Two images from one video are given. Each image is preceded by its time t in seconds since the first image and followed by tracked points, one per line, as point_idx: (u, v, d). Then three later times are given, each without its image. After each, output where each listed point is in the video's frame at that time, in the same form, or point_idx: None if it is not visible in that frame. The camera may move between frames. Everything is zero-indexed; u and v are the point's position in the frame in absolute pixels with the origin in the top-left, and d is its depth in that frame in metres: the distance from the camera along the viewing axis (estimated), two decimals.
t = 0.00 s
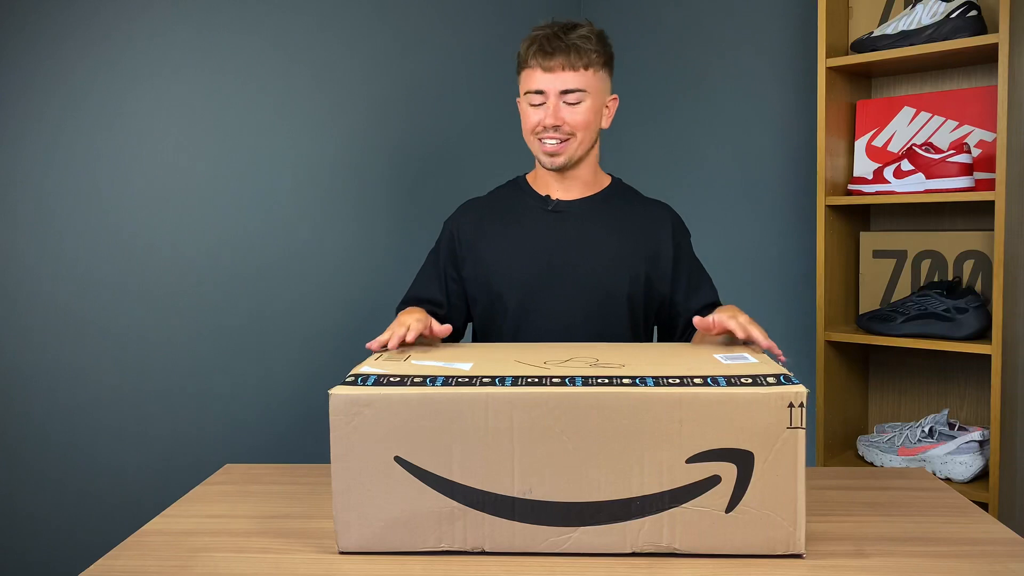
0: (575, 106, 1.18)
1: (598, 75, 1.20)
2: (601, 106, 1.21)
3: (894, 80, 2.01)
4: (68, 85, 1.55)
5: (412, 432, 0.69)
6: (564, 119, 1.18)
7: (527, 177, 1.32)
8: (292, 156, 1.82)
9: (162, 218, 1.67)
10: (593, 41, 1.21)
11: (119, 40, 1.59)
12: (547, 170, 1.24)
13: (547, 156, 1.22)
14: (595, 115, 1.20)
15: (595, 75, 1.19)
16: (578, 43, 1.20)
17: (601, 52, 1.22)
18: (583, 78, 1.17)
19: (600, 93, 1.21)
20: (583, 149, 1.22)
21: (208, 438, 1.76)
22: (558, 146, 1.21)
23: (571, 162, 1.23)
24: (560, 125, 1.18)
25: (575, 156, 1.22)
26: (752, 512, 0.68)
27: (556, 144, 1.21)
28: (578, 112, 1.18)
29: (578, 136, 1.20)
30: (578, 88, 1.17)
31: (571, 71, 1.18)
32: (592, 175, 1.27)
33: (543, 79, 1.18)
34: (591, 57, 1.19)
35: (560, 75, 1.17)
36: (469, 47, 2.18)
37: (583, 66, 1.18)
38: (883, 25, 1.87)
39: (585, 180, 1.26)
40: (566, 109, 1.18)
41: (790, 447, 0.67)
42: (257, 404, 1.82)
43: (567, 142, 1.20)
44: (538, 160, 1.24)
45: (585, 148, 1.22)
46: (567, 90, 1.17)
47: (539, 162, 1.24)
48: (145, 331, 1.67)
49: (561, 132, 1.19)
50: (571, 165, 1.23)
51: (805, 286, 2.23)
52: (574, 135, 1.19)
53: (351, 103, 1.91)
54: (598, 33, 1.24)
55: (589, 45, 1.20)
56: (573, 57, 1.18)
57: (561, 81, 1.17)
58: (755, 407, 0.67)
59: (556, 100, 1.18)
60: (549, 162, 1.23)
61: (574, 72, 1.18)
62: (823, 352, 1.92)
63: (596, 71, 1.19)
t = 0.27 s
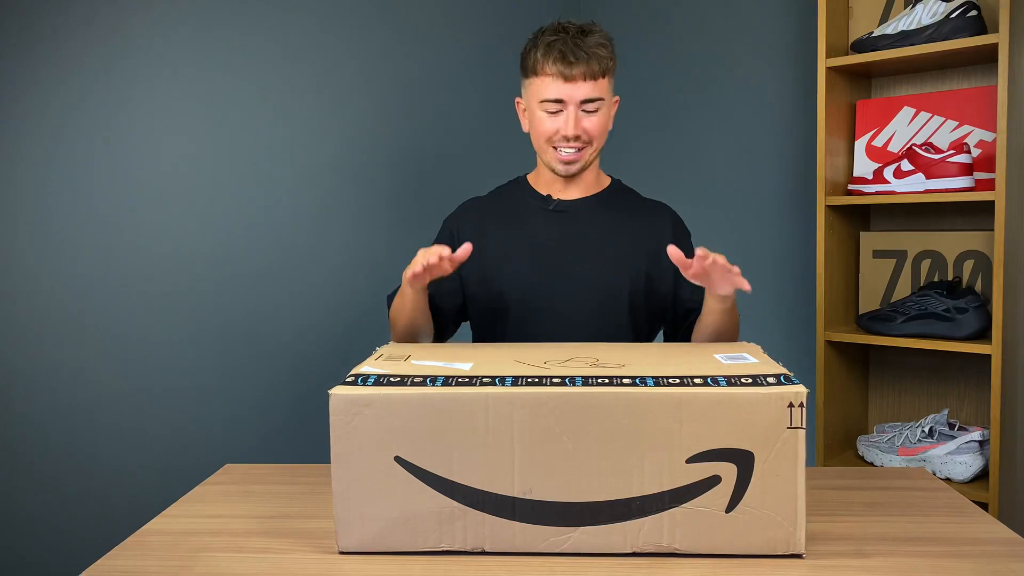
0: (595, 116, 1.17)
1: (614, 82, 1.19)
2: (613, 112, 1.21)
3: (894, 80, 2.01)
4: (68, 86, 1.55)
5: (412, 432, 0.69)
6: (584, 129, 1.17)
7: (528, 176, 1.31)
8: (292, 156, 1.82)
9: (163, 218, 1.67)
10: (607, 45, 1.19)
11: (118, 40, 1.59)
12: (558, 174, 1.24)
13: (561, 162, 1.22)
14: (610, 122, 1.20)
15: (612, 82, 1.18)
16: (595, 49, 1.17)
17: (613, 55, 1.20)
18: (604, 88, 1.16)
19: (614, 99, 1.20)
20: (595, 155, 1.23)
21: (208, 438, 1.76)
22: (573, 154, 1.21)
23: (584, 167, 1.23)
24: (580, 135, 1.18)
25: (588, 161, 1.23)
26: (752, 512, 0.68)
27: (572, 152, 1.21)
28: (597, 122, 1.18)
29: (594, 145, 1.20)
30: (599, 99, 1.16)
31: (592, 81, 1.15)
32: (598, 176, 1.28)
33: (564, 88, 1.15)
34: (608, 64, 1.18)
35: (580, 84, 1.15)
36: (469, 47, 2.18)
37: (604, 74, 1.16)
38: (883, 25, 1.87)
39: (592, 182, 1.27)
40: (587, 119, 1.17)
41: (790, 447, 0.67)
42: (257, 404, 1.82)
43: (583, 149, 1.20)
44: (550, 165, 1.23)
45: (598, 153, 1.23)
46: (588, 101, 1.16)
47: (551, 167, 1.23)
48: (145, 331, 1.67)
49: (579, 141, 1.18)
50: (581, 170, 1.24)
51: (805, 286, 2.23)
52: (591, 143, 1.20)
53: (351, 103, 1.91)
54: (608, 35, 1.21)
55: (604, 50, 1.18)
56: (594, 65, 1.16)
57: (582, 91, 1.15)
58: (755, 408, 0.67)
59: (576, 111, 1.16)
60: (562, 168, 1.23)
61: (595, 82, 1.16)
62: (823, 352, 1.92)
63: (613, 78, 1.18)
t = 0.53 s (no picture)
0: (602, 109, 1.19)
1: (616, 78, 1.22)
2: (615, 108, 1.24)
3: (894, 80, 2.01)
4: (68, 86, 1.55)
5: (412, 432, 0.69)
6: (593, 122, 1.19)
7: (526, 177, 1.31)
8: (292, 156, 1.82)
9: (163, 218, 1.67)
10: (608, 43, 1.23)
11: (118, 40, 1.59)
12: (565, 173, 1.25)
13: (570, 158, 1.22)
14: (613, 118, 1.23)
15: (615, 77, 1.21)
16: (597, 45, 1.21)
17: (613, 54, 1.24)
18: (609, 81, 1.19)
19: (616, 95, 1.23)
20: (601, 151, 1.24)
21: (207, 438, 1.76)
22: (582, 149, 1.22)
23: (591, 163, 1.24)
24: (589, 129, 1.19)
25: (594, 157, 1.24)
26: (753, 512, 0.68)
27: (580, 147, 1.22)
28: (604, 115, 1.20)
29: (601, 139, 1.22)
30: (605, 91, 1.18)
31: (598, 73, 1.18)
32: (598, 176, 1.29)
33: (572, 81, 1.17)
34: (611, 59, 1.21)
35: (587, 77, 1.18)
36: (469, 47, 2.18)
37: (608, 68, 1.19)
38: (883, 25, 1.87)
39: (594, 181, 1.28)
40: (594, 112, 1.19)
41: (790, 447, 0.67)
42: (256, 404, 1.82)
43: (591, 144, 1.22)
44: (557, 163, 1.24)
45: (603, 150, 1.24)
46: (595, 93, 1.18)
47: (558, 165, 1.24)
48: (145, 331, 1.67)
49: (588, 135, 1.20)
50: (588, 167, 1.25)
51: (805, 286, 2.23)
52: (599, 137, 1.21)
53: (351, 103, 1.91)
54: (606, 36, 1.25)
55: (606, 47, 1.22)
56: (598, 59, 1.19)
57: (589, 84, 1.18)
58: (755, 407, 0.67)
59: (584, 104, 1.18)
60: (570, 165, 1.23)
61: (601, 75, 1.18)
62: (823, 352, 1.92)
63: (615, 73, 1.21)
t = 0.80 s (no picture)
0: (596, 111, 1.16)
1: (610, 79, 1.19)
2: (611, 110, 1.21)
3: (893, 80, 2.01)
4: (67, 85, 1.55)
5: (412, 432, 0.69)
6: (587, 124, 1.16)
7: (524, 179, 1.31)
8: (291, 155, 1.82)
9: (163, 218, 1.67)
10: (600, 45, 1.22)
11: (118, 40, 1.59)
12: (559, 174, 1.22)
13: (565, 161, 1.19)
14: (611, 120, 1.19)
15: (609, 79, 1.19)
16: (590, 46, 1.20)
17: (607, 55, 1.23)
18: (602, 82, 1.16)
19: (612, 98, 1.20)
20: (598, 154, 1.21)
21: (208, 437, 1.76)
22: (577, 151, 1.18)
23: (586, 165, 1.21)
24: (583, 131, 1.16)
25: (590, 160, 1.21)
26: (752, 512, 0.68)
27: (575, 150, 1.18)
28: (599, 118, 1.16)
29: (595, 142, 1.18)
30: (599, 93, 1.15)
31: (591, 75, 1.16)
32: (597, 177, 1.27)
33: (564, 83, 1.15)
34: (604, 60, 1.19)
35: (580, 79, 1.15)
36: (469, 47, 2.19)
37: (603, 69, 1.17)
38: (883, 25, 1.87)
39: (587, 182, 1.27)
40: (589, 114, 1.15)
41: (790, 447, 0.67)
42: (256, 403, 1.82)
43: (585, 148, 1.18)
44: (552, 166, 1.21)
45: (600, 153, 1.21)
46: (589, 96, 1.15)
47: (553, 167, 1.21)
48: (146, 331, 1.67)
49: (582, 137, 1.16)
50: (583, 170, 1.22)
51: (805, 286, 2.23)
52: (593, 141, 1.17)
53: (351, 102, 1.91)
54: (599, 37, 1.25)
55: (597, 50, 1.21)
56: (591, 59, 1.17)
57: (582, 86, 1.15)
58: (755, 408, 0.67)
59: (578, 106, 1.15)
60: (565, 166, 1.20)
61: (594, 77, 1.15)
62: (823, 352, 1.92)
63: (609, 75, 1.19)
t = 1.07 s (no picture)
0: (575, 100, 1.16)
1: (598, 73, 1.19)
2: (597, 104, 1.20)
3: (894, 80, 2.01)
4: (67, 86, 1.55)
5: (412, 432, 0.69)
6: (565, 112, 1.16)
7: (517, 178, 1.31)
8: (291, 155, 1.82)
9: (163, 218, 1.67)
10: (595, 40, 1.22)
11: (118, 40, 1.59)
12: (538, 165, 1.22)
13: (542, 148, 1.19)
14: (594, 114, 1.19)
15: (596, 71, 1.18)
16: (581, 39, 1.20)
17: (602, 51, 1.23)
18: (585, 72, 1.16)
19: (599, 91, 1.20)
20: (578, 146, 1.21)
21: (208, 437, 1.76)
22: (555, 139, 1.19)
23: (565, 156, 1.21)
24: (559, 118, 1.16)
25: (569, 151, 1.21)
26: (753, 512, 0.68)
27: (552, 138, 1.18)
28: (577, 107, 1.17)
29: (573, 132, 1.18)
30: (579, 82, 1.16)
31: (574, 64, 1.16)
32: (584, 175, 1.26)
33: (545, 70, 1.16)
34: (593, 53, 1.19)
35: (564, 67, 1.16)
36: (468, 47, 2.19)
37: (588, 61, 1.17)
38: (882, 25, 1.87)
39: (574, 180, 1.25)
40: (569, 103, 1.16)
41: (790, 447, 0.67)
42: (256, 403, 1.82)
43: (563, 136, 1.18)
44: (531, 154, 1.21)
45: (580, 145, 1.21)
46: (568, 84, 1.15)
47: (532, 156, 1.21)
48: (145, 331, 1.67)
49: (558, 125, 1.16)
50: (564, 162, 1.22)
51: (805, 286, 2.23)
52: (570, 129, 1.17)
53: (350, 102, 1.91)
54: (596, 34, 1.24)
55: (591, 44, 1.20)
56: (577, 50, 1.17)
57: (563, 74, 1.15)
58: (755, 407, 0.67)
59: (557, 93, 1.15)
60: (543, 155, 1.20)
61: (576, 66, 1.16)
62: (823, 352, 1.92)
63: (597, 67, 1.18)
